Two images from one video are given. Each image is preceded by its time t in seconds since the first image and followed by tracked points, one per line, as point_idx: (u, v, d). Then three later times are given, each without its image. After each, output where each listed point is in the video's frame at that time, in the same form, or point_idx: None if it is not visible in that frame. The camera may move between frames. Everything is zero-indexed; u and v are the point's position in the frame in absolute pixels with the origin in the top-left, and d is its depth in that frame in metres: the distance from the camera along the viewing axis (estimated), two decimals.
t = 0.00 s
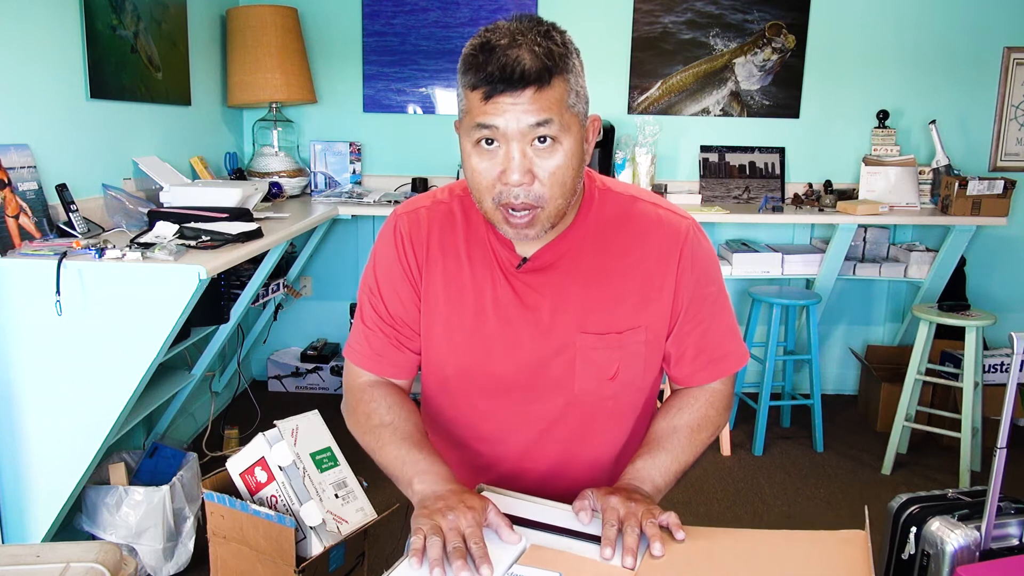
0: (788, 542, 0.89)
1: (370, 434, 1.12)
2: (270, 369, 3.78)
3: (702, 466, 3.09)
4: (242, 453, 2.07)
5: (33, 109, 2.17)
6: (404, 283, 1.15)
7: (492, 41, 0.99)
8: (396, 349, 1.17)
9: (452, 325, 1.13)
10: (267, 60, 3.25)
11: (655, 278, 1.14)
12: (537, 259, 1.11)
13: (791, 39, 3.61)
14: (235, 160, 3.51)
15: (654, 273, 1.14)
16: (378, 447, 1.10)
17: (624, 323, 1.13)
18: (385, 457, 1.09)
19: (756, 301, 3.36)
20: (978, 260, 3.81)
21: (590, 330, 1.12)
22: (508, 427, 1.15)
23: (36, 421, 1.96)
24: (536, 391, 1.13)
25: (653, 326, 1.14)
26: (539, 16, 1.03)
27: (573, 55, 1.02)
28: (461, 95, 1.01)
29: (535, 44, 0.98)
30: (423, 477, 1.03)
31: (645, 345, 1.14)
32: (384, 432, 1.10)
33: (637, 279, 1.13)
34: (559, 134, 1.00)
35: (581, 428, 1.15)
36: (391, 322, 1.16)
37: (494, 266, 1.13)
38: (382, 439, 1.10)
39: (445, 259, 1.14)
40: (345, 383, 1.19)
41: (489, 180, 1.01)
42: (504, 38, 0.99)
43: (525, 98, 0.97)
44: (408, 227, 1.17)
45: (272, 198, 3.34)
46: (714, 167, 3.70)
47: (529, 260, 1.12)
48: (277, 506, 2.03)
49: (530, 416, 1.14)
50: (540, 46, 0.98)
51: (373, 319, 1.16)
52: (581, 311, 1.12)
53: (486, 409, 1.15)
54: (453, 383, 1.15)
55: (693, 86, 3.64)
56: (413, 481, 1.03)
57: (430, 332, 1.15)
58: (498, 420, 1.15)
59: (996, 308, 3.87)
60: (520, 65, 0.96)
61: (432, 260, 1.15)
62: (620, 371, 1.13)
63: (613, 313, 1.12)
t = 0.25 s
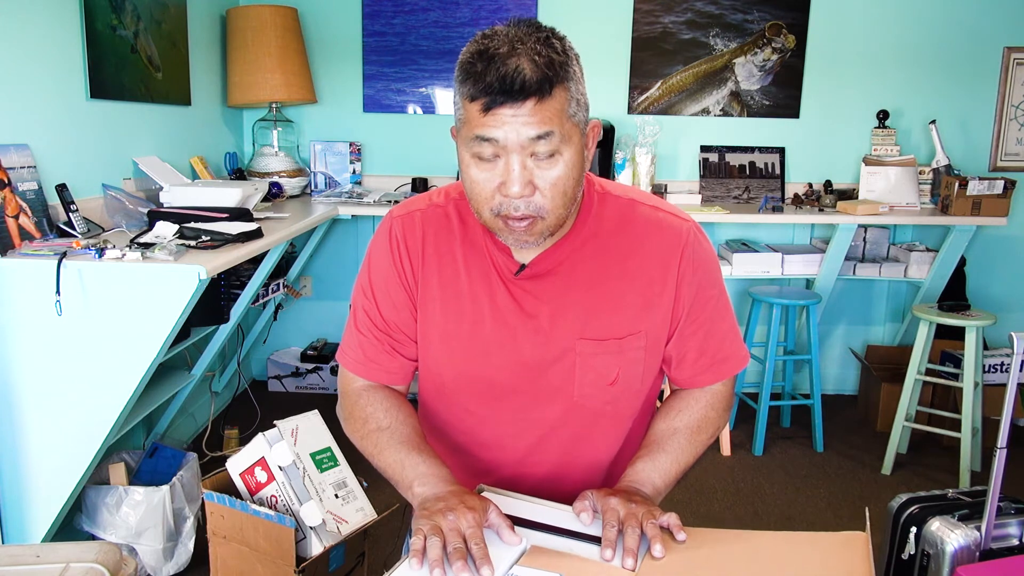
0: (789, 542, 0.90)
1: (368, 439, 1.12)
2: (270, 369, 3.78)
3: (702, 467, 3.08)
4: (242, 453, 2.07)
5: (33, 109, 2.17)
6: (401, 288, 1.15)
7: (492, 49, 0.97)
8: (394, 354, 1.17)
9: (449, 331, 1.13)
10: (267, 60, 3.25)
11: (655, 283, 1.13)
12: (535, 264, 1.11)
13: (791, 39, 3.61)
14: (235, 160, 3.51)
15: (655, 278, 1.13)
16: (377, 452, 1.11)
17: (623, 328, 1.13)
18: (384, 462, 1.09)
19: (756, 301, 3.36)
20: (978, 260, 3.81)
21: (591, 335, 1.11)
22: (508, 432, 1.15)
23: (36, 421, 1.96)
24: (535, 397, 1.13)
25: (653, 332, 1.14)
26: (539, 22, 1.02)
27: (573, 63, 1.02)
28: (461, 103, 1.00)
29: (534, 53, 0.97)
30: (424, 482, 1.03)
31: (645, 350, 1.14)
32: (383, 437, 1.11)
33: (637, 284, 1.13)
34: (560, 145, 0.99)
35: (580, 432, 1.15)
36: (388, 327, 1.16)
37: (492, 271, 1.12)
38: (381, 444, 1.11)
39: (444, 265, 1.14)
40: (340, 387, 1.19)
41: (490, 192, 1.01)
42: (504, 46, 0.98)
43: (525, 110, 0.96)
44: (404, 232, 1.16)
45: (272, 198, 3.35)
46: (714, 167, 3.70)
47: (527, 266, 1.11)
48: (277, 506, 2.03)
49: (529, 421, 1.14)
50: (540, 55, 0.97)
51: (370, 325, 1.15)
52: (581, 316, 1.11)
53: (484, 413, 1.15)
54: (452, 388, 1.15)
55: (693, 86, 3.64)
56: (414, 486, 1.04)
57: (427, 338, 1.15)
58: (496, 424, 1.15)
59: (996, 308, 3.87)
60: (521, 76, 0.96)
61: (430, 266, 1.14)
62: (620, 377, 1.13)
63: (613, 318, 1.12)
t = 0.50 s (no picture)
0: (790, 546, 0.90)
1: (369, 440, 1.12)
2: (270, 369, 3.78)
3: (702, 467, 3.08)
4: (242, 453, 2.07)
5: (33, 109, 2.17)
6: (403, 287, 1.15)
7: (498, 66, 0.95)
8: (395, 353, 1.16)
9: (450, 330, 1.13)
10: (267, 59, 3.25)
11: (655, 283, 1.13)
12: (536, 264, 1.11)
13: (791, 39, 3.61)
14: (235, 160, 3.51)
15: (655, 277, 1.13)
16: (378, 453, 1.11)
17: (623, 328, 1.13)
18: (386, 464, 1.09)
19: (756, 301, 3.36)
20: (978, 260, 3.81)
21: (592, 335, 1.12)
22: (509, 431, 1.15)
23: (36, 420, 1.96)
24: (536, 396, 1.13)
25: (653, 330, 1.14)
26: (547, 33, 0.98)
27: (580, 79, 0.99)
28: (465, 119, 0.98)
29: (541, 72, 0.95)
30: (424, 485, 1.03)
31: (645, 350, 1.14)
32: (384, 439, 1.11)
33: (638, 284, 1.13)
34: (564, 166, 0.98)
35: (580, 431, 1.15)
36: (390, 326, 1.16)
37: (493, 270, 1.12)
38: (383, 446, 1.11)
39: (445, 264, 1.14)
40: (341, 386, 1.19)
41: (493, 211, 1.01)
42: (510, 62, 0.95)
43: (530, 133, 0.94)
44: (405, 230, 1.16)
45: (272, 198, 3.35)
46: (714, 167, 3.70)
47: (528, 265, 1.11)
48: (277, 506, 2.03)
49: (529, 420, 1.14)
50: (547, 74, 0.95)
51: (371, 324, 1.15)
52: (581, 316, 1.11)
53: (485, 413, 1.15)
54: (454, 387, 1.15)
55: (693, 86, 3.64)
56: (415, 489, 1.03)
57: (428, 337, 1.15)
58: (497, 424, 1.15)
59: (996, 308, 3.87)
60: (526, 97, 0.93)
61: (432, 265, 1.14)
62: (620, 375, 1.13)
63: (613, 318, 1.12)
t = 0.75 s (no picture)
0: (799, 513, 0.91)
1: (365, 373, 1.00)
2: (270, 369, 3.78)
3: (702, 467, 3.08)
4: (242, 453, 2.07)
5: (33, 109, 2.17)
6: (410, 240, 1.05)
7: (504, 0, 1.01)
8: (398, 309, 1.05)
9: (463, 289, 1.04)
10: (267, 60, 3.25)
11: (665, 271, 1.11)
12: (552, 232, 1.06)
13: (791, 39, 3.61)
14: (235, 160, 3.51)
15: (662, 238, 1.11)
16: (376, 386, 1.00)
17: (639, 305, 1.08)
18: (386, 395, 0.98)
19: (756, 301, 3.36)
20: (978, 260, 3.81)
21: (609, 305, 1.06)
22: (517, 402, 1.05)
23: (36, 420, 1.96)
24: (554, 354, 1.04)
25: (658, 291, 1.11)
26: None
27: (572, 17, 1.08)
28: (487, 87, 1.03)
29: None
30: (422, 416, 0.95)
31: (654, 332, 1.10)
32: (380, 371, 1.00)
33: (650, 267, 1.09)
34: (579, 68, 1.02)
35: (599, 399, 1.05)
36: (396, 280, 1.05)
37: (510, 222, 1.06)
38: (380, 377, 1.00)
39: (456, 217, 1.06)
40: (334, 343, 1.04)
41: (530, 152, 1.01)
42: None
43: (546, 37, 0.99)
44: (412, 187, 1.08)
45: (272, 198, 3.35)
46: (714, 167, 3.70)
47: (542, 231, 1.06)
48: (277, 506, 2.04)
49: (541, 392, 1.04)
50: None
51: (371, 278, 1.04)
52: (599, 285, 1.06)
53: (492, 384, 1.05)
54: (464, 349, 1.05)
55: (693, 86, 3.64)
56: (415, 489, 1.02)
57: (437, 300, 1.06)
58: (508, 393, 1.05)
59: (996, 308, 3.87)
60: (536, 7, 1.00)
61: (442, 217, 1.06)
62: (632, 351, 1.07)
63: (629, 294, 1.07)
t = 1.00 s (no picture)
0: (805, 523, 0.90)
1: (372, 380, 1.02)
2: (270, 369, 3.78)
3: (702, 467, 3.08)
4: (242, 453, 2.07)
5: (34, 109, 2.17)
6: (403, 244, 1.07)
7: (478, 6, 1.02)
8: (397, 313, 1.07)
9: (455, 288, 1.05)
10: (267, 60, 3.25)
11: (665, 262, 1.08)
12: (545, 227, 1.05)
13: (791, 39, 3.61)
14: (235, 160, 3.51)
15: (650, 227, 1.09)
16: (382, 392, 1.01)
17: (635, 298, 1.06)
18: (392, 400, 0.99)
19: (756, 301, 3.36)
20: (978, 260, 3.81)
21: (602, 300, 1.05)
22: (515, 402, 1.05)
23: (35, 420, 1.96)
24: (545, 350, 1.04)
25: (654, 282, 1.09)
26: None
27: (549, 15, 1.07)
28: (468, 93, 1.04)
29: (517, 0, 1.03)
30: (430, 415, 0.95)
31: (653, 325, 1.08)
32: (386, 377, 1.01)
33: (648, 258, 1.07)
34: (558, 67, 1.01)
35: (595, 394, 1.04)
36: (394, 284, 1.07)
37: (502, 223, 1.07)
38: (386, 383, 1.01)
39: (447, 219, 1.07)
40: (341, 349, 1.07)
41: (515, 153, 1.02)
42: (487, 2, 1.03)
43: (522, 42, 1.00)
44: (406, 194, 1.10)
45: (272, 198, 3.35)
46: (714, 167, 3.70)
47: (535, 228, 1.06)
48: (277, 506, 2.04)
49: (536, 390, 1.04)
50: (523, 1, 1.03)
51: (371, 285, 1.07)
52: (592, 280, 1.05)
53: (489, 384, 1.05)
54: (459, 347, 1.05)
55: (693, 86, 3.64)
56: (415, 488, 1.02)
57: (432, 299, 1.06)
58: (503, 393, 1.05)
59: (996, 308, 3.87)
60: (510, 13, 1.00)
61: (436, 219, 1.08)
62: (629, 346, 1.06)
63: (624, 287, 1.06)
